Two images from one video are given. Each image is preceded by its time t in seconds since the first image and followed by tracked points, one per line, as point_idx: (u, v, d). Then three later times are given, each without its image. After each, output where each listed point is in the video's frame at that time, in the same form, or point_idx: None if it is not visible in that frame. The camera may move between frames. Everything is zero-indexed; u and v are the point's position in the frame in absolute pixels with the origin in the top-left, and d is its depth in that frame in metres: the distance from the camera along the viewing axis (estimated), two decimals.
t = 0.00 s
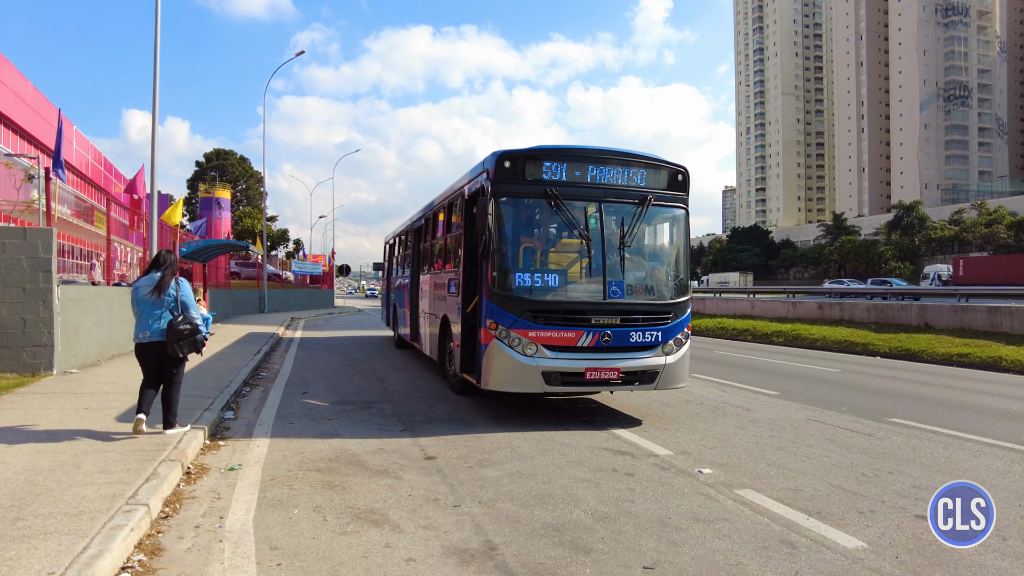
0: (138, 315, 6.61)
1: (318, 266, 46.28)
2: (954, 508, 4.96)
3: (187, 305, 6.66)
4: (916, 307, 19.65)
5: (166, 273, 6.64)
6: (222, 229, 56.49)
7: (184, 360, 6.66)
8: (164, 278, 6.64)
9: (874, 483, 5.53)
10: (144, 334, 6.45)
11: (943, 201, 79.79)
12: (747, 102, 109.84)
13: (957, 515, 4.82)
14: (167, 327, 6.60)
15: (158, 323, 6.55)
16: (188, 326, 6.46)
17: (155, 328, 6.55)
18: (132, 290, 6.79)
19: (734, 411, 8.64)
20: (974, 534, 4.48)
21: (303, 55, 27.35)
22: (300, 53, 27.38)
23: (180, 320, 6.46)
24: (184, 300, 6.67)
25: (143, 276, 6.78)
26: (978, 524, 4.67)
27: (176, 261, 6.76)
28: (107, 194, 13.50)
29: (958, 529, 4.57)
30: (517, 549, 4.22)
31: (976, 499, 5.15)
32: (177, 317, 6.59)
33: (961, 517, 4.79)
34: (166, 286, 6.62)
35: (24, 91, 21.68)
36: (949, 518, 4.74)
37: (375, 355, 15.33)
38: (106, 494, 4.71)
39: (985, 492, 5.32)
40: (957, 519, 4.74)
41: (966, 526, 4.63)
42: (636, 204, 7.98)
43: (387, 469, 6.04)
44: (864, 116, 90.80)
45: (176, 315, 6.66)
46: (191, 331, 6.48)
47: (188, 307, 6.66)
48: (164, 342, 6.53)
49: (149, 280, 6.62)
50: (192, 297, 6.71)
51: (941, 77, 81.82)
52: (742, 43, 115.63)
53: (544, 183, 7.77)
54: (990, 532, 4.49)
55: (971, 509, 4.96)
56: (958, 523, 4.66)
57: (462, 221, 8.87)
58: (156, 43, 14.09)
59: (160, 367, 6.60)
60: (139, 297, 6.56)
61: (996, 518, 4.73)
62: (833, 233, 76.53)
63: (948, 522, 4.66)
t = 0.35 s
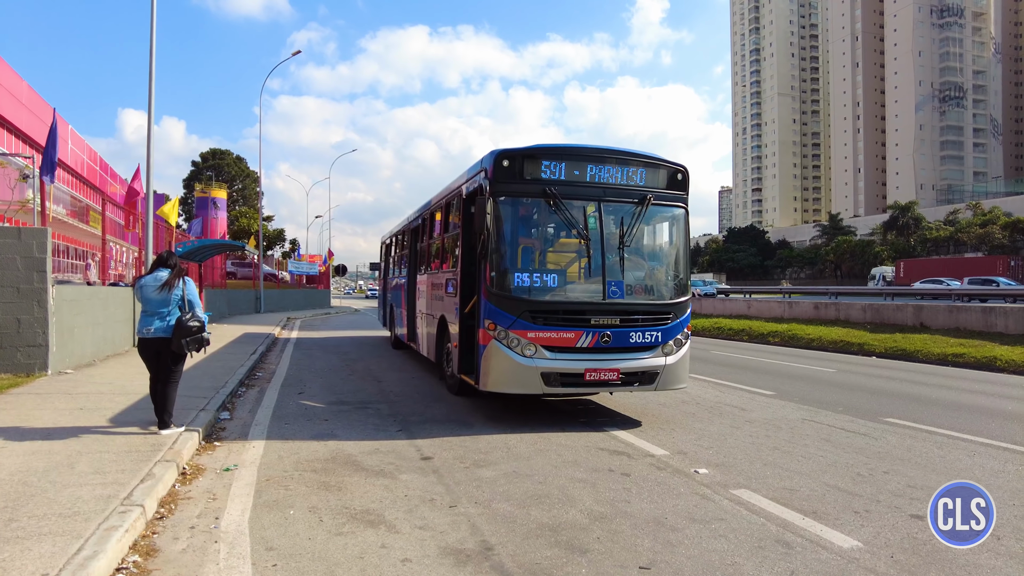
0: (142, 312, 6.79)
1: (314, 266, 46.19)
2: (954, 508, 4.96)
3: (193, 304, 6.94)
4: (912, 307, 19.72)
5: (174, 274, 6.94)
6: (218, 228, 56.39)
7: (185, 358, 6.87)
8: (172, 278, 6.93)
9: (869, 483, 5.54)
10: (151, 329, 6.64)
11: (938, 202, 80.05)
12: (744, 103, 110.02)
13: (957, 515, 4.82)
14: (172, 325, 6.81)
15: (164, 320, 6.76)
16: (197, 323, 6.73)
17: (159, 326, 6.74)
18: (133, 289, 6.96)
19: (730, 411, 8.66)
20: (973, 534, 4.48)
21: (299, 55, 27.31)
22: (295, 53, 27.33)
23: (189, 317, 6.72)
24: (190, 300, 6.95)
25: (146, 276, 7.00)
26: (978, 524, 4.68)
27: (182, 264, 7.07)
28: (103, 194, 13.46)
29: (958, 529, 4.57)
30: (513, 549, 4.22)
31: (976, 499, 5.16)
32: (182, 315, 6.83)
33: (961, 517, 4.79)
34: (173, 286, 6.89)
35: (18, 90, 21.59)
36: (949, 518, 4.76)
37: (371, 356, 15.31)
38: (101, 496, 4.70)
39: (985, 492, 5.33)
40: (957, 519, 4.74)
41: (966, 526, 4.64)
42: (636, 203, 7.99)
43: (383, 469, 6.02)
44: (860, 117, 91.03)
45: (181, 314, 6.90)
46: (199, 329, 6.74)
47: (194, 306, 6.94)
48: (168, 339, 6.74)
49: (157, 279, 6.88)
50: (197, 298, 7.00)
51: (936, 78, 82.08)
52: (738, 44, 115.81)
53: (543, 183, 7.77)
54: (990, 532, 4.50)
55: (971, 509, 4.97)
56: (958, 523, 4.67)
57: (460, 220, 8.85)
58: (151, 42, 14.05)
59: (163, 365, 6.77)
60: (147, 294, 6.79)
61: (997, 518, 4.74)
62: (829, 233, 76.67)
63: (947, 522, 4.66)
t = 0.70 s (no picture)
0: (142, 312, 6.76)
1: (310, 266, 46.10)
2: (955, 508, 4.96)
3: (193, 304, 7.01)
4: (906, 307, 19.78)
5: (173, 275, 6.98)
6: (213, 228, 56.25)
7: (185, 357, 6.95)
8: (171, 279, 6.96)
9: (864, 483, 5.55)
10: (157, 327, 6.67)
11: (933, 202, 80.33)
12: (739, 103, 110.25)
13: (958, 515, 4.82)
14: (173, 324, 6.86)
15: (167, 320, 6.79)
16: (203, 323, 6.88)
17: (161, 324, 6.76)
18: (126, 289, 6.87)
19: (725, 411, 8.67)
20: (974, 534, 4.48)
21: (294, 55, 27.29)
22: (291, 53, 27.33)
23: (195, 316, 6.83)
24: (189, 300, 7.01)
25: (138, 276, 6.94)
26: (979, 524, 4.67)
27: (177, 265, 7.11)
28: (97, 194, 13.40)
29: (959, 529, 4.57)
30: (508, 549, 4.21)
31: (977, 499, 5.15)
32: (184, 315, 6.90)
33: (961, 517, 4.79)
34: (174, 286, 6.94)
35: (12, 89, 21.49)
36: (949, 518, 4.75)
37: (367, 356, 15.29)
38: (95, 496, 4.68)
39: (986, 492, 5.32)
40: (958, 519, 4.74)
41: (967, 526, 4.64)
42: (639, 202, 7.99)
43: (379, 470, 6.01)
44: (855, 117, 91.29)
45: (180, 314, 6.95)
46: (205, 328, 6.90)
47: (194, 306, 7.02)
48: (171, 338, 6.78)
49: (156, 280, 6.89)
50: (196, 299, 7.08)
51: (930, 79, 82.38)
52: (733, 45, 116.04)
53: (544, 180, 7.76)
54: (991, 532, 4.49)
55: (971, 509, 4.96)
56: (959, 523, 4.67)
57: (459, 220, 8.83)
58: (146, 42, 14.01)
59: (162, 363, 6.78)
60: (148, 295, 6.77)
61: (997, 518, 4.73)
62: (824, 234, 76.82)
63: (948, 522, 4.66)
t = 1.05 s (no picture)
0: (134, 313, 6.76)
1: (305, 266, 45.98)
2: (954, 508, 4.96)
3: (183, 302, 7.03)
4: (901, 307, 19.83)
5: (161, 274, 6.97)
6: (208, 228, 56.06)
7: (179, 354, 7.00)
8: (159, 278, 6.96)
9: (859, 482, 5.56)
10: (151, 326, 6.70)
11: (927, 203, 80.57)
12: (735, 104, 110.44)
13: (957, 515, 4.82)
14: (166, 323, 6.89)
15: (160, 318, 6.82)
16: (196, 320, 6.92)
17: (155, 324, 6.79)
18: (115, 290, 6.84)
19: (721, 411, 8.67)
20: (974, 534, 4.48)
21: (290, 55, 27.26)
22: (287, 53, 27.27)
23: (187, 314, 6.86)
24: (179, 298, 7.03)
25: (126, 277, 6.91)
26: (978, 524, 4.67)
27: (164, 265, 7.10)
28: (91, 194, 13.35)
29: (958, 529, 4.57)
30: (504, 549, 4.21)
31: (976, 499, 5.15)
32: (175, 313, 6.93)
33: (961, 517, 4.79)
34: (163, 285, 6.95)
35: (5, 88, 21.39)
36: (944, 518, 4.75)
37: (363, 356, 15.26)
38: (89, 497, 4.66)
39: (985, 492, 5.32)
40: (957, 519, 4.74)
41: (966, 526, 4.64)
42: (648, 199, 7.99)
43: (374, 470, 6.00)
44: (850, 118, 91.54)
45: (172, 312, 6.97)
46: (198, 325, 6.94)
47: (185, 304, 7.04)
48: (166, 336, 6.83)
49: (145, 280, 6.87)
50: (185, 296, 7.10)
51: (925, 80, 82.66)
52: (729, 45, 116.22)
53: (551, 177, 7.76)
54: (992, 532, 4.49)
55: (971, 509, 4.96)
56: (959, 523, 4.66)
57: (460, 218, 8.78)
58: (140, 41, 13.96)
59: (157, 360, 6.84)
60: (139, 296, 6.77)
61: (997, 518, 4.73)
62: (819, 235, 76.95)
63: (948, 522, 4.66)
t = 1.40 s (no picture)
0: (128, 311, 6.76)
1: (301, 266, 45.96)
2: (955, 508, 4.95)
3: (177, 301, 7.03)
4: (897, 307, 19.90)
5: (156, 274, 6.99)
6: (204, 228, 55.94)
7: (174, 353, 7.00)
8: (154, 278, 6.97)
9: (855, 482, 5.56)
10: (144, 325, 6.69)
11: (922, 203, 80.87)
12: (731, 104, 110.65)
13: (957, 514, 4.81)
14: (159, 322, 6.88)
15: (153, 317, 6.81)
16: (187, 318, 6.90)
17: (148, 322, 6.78)
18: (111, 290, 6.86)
19: (717, 411, 8.67)
20: (974, 534, 4.46)
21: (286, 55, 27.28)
22: (283, 53, 27.26)
23: (179, 313, 6.86)
24: (173, 298, 7.03)
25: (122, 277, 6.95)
26: (979, 524, 4.66)
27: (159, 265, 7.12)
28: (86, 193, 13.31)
29: (959, 529, 4.56)
30: (501, 550, 4.20)
31: (976, 499, 5.14)
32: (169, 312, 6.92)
33: (961, 517, 4.77)
34: (158, 285, 6.96)
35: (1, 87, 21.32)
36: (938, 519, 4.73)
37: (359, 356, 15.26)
38: (83, 498, 4.64)
39: (985, 492, 5.31)
40: (957, 519, 4.73)
41: (967, 525, 4.62)
42: (664, 194, 7.47)
43: (371, 470, 5.99)
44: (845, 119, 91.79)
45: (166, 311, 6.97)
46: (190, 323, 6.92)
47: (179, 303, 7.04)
48: (159, 335, 6.81)
49: (139, 279, 6.89)
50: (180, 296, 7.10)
51: (920, 81, 82.94)
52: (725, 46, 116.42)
53: (563, 171, 7.21)
54: (993, 532, 4.47)
55: (971, 509, 4.95)
56: (959, 523, 4.65)
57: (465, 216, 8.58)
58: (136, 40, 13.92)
59: (152, 360, 6.82)
60: (133, 295, 6.78)
61: (996, 518, 4.72)
62: (814, 235, 77.12)
63: (948, 522, 4.65)
